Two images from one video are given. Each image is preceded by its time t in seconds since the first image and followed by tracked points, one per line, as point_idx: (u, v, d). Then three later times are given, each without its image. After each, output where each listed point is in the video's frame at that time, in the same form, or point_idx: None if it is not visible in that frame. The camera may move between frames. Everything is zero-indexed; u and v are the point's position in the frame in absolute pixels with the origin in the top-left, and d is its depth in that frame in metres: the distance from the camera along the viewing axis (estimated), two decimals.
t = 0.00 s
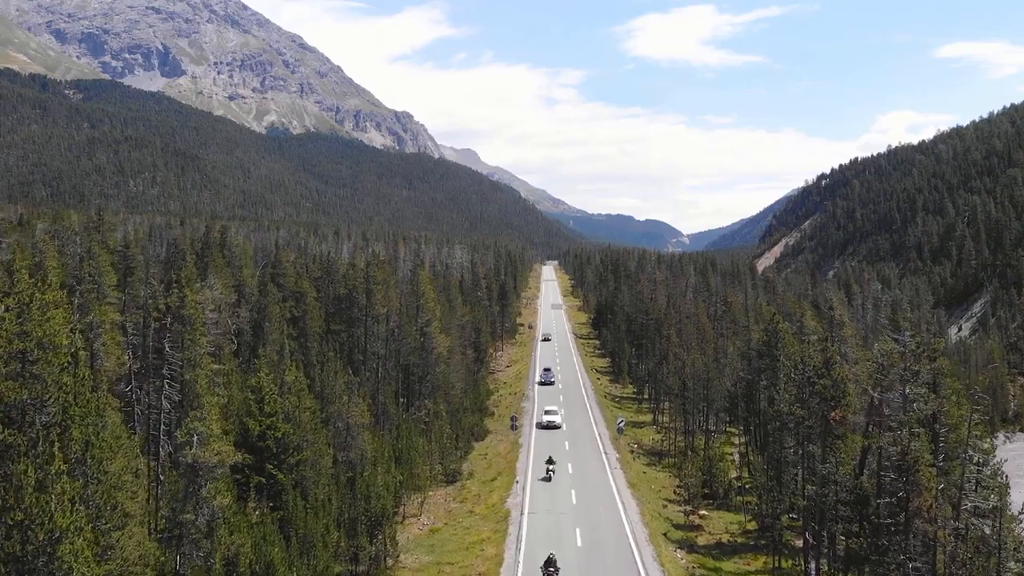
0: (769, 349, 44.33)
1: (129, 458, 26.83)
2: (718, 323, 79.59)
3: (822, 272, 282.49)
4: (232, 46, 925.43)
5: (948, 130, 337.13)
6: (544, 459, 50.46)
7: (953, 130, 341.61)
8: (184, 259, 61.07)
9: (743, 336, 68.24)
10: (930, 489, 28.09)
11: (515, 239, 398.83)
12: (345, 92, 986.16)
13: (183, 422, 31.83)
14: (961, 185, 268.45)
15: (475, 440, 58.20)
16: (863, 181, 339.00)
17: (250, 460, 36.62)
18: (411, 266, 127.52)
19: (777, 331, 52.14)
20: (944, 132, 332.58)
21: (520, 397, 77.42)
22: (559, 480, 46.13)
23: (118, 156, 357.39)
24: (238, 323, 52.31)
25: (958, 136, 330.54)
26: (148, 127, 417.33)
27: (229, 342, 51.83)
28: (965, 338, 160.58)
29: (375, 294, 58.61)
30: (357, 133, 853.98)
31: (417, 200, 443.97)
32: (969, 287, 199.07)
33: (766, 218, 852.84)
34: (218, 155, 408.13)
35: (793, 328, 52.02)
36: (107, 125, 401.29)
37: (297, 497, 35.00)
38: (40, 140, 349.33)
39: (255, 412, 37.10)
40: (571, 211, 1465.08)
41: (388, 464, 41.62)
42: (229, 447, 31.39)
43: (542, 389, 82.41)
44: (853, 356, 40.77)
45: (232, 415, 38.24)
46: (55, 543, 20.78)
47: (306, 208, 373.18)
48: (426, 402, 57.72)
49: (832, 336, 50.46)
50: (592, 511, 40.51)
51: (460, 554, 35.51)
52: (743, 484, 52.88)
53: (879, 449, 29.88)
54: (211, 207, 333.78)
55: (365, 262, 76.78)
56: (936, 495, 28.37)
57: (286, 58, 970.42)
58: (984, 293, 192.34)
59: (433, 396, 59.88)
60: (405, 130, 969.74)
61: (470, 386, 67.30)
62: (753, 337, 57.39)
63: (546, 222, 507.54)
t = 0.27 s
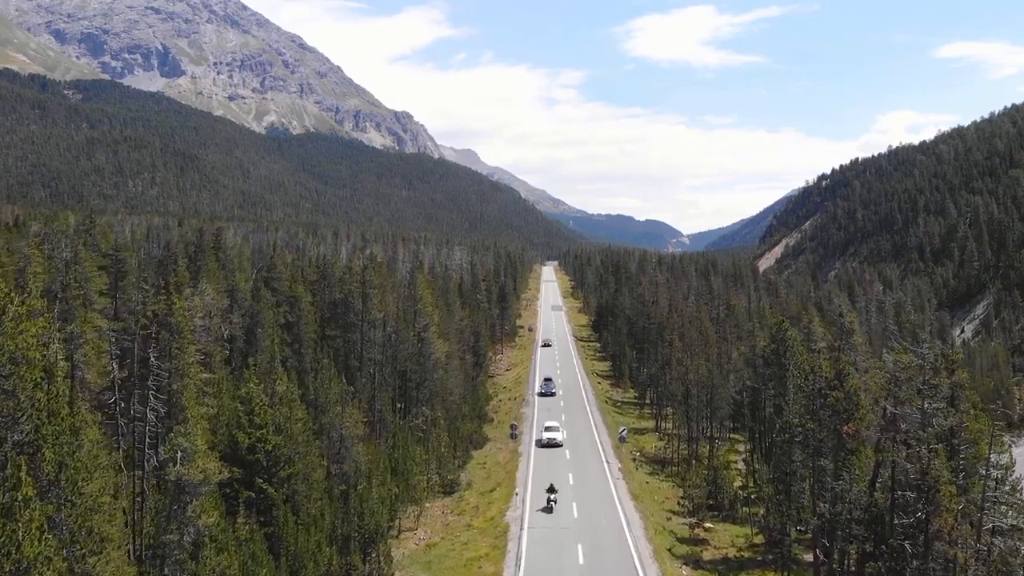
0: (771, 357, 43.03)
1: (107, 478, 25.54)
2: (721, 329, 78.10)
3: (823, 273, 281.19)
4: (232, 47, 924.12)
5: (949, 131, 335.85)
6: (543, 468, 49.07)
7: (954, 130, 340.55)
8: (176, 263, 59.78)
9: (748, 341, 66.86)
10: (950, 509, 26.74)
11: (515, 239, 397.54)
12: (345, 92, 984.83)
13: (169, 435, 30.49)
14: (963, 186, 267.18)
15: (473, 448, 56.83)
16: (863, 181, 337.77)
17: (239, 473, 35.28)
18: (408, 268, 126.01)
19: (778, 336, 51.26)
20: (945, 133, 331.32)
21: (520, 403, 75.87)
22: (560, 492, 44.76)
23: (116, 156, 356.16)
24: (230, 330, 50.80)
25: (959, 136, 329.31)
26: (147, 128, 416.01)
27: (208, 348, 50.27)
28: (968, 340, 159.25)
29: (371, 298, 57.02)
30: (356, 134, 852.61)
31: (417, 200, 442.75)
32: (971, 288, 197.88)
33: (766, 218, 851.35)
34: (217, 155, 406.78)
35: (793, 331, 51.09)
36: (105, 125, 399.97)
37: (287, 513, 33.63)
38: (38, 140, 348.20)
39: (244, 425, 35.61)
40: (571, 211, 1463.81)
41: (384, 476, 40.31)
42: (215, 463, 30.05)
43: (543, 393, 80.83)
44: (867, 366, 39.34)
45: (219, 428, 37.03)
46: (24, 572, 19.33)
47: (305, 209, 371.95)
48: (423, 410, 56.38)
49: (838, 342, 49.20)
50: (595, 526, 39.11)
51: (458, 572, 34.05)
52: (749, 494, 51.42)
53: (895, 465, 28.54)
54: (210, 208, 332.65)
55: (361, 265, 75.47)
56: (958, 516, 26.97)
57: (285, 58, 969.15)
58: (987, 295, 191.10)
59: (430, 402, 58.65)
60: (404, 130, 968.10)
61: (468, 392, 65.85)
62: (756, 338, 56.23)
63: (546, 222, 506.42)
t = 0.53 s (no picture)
0: (779, 366, 41.70)
1: (82, 499, 24.36)
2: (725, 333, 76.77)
3: (824, 274, 279.86)
4: (231, 47, 922.17)
5: (950, 131, 334.44)
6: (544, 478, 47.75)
7: (956, 131, 339.24)
8: (167, 268, 58.56)
9: (754, 346, 65.47)
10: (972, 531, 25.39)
11: (515, 240, 396.31)
12: (345, 92, 983.20)
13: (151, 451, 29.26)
14: (964, 186, 265.93)
15: (472, 457, 55.45)
16: (865, 182, 336.44)
17: (226, 488, 33.88)
18: (407, 271, 124.63)
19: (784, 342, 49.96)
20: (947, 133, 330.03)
21: (520, 409, 74.50)
22: (561, 505, 43.34)
23: (115, 156, 354.72)
24: (222, 336, 49.32)
25: (960, 136, 328.04)
26: (146, 128, 414.71)
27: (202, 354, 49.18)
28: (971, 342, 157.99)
29: (368, 303, 56.82)
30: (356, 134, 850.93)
31: (417, 200, 441.53)
32: (974, 290, 196.71)
33: (766, 219, 849.71)
34: (216, 155, 405.29)
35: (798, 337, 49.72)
36: (104, 125, 398.38)
37: (276, 529, 32.22)
38: (37, 140, 346.76)
39: (232, 438, 34.17)
40: (571, 211, 1462.89)
41: (379, 489, 38.93)
42: (200, 480, 28.73)
43: (543, 399, 79.46)
44: (879, 377, 37.92)
45: (205, 441, 35.64)
46: None
47: (305, 209, 370.73)
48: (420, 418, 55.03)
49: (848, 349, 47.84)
50: (597, 541, 37.70)
51: None
52: (757, 505, 49.93)
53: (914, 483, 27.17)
54: (210, 209, 331.52)
55: (358, 268, 74.27)
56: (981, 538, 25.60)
57: (285, 58, 967.48)
58: (990, 296, 189.85)
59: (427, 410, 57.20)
60: (404, 130, 966.36)
61: (467, 399, 64.44)
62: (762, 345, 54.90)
63: (546, 223, 504.96)
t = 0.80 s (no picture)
0: (788, 376, 40.47)
1: (53, 529, 23.09)
2: (729, 338, 75.53)
3: (824, 275, 278.70)
4: (231, 48, 921.18)
5: (951, 132, 333.05)
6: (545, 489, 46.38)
7: (957, 131, 337.90)
8: (160, 273, 57.22)
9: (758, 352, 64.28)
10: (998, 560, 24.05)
11: (516, 241, 395.25)
12: (345, 93, 982.08)
13: (131, 472, 27.92)
14: (966, 187, 264.77)
15: (471, 465, 54.20)
16: (866, 182, 335.23)
17: (213, 505, 32.58)
18: (406, 273, 123.51)
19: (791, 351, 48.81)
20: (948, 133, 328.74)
21: (519, 414, 73.21)
22: (563, 519, 41.99)
23: (115, 157, 353.71)
24: (213, 343, 48.01)
25: (962, 136, 326.76)
26: (146, 128, 413.62)
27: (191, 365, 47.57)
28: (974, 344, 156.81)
29: (364, 308, 55.27)
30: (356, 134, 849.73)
31: (417, 201, 440.40)
32: (976, 291, 195.58)
33: (766, 219, 848.02)
34: (216, 156, 404.18)
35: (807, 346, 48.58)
36: (104, 126, 397.38)
37: (266, 550, 30.84)
38: (37, 141, 345.70)
39: (219, 452, 32.82)
40: (571, 212, 1462.44)
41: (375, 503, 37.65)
42: (181, 502, 27.42)
43: (544, 404, 78.10)
44: (892, 389, 36.68)
45: (193, 456, 34.31)
46: None
47: (304, 210, 369.76)
48: (420, 425, 53.95)
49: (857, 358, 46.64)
50: (601, 556, 36.42)
51: None
52: (763, 518, 48.56)
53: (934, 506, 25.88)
54: (211, 209, 331.35)
55: (355, 272, 72.93)
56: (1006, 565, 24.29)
57: (285, 59, 966.35)
58: (992, 297, 188.49)
59: (425, 417, 55.86)
60: (404, 131, 964.90)
61: (466, 405, 63.09)
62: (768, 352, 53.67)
63: (546, 223, 503.67)
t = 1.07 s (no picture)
0: (798, 385, 39.13)
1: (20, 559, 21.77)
2: (732, 343, 74.22)
3: (825, 276, 277.48)
4: (231, 48, 920.34)
5: (952, 132, 331.59)
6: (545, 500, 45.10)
7: (959, 132, 336.46)
8: (152, 277, 55.98)
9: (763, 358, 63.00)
10: None
11: (516, 242, 393.89)
12: (345, 93, 981.13)
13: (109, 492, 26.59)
14: (968, 188, 263.57)
15: (469, 475, 52.95)
16: (866, 183, 333.86)
17: (201, 521, 31.29)
18: (406, 276, 122.32)
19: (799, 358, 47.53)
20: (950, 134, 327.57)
21: (519, 420, 71.93)
22: (564, 533, 40.66)
23: (114, 158, 352.84)
24: (204, 350, 46.62)
25: (963, 137, 325.56)
26: (145, 129, 412.56)
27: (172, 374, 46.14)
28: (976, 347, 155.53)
29: (360, 313, 53.83)
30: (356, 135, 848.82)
31: (416, 202, 439.21)
32: (979, 293, 194.34)
33: (766, 220, 847.11)
34: (215, 156, 403.13)
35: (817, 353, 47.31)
36: (103, 126, 396.54)
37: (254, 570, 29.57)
38: (36, 142, 344.70)
39: (206, 468, 31.41)
40: (571, 212, 1461.77)
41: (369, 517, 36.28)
42: (162, 525, 26.10)
43: (544, 410, 76.85)
44: (905, 400, 35.33)
45: (178, 471, 32.97)
46: None
47: (304, 210, 368.86)
48: (417, 433, 52.68)
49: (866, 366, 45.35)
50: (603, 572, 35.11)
51: None
52: (770, 530, 47.25)
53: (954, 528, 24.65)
54: (211, 210, 330.89)
55: (351, 276, 71.65)
56: None
57: (285, 59, 965.26)
58: (995, 299, 187.20)
59: (422, 426, 54.50)
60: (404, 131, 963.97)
61: (465, 412, 61.78)
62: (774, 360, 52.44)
63: (546, 224, 502.56)
